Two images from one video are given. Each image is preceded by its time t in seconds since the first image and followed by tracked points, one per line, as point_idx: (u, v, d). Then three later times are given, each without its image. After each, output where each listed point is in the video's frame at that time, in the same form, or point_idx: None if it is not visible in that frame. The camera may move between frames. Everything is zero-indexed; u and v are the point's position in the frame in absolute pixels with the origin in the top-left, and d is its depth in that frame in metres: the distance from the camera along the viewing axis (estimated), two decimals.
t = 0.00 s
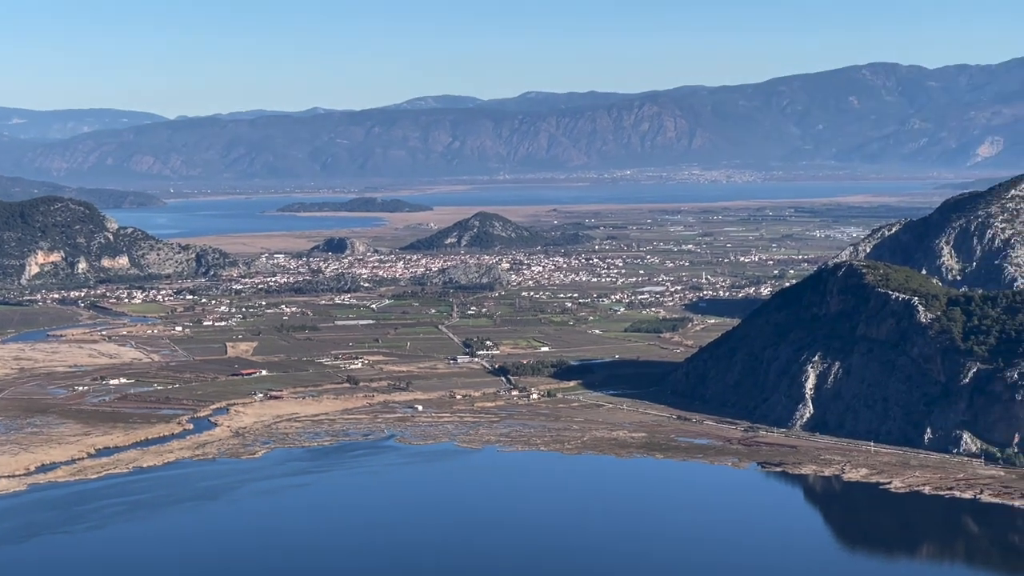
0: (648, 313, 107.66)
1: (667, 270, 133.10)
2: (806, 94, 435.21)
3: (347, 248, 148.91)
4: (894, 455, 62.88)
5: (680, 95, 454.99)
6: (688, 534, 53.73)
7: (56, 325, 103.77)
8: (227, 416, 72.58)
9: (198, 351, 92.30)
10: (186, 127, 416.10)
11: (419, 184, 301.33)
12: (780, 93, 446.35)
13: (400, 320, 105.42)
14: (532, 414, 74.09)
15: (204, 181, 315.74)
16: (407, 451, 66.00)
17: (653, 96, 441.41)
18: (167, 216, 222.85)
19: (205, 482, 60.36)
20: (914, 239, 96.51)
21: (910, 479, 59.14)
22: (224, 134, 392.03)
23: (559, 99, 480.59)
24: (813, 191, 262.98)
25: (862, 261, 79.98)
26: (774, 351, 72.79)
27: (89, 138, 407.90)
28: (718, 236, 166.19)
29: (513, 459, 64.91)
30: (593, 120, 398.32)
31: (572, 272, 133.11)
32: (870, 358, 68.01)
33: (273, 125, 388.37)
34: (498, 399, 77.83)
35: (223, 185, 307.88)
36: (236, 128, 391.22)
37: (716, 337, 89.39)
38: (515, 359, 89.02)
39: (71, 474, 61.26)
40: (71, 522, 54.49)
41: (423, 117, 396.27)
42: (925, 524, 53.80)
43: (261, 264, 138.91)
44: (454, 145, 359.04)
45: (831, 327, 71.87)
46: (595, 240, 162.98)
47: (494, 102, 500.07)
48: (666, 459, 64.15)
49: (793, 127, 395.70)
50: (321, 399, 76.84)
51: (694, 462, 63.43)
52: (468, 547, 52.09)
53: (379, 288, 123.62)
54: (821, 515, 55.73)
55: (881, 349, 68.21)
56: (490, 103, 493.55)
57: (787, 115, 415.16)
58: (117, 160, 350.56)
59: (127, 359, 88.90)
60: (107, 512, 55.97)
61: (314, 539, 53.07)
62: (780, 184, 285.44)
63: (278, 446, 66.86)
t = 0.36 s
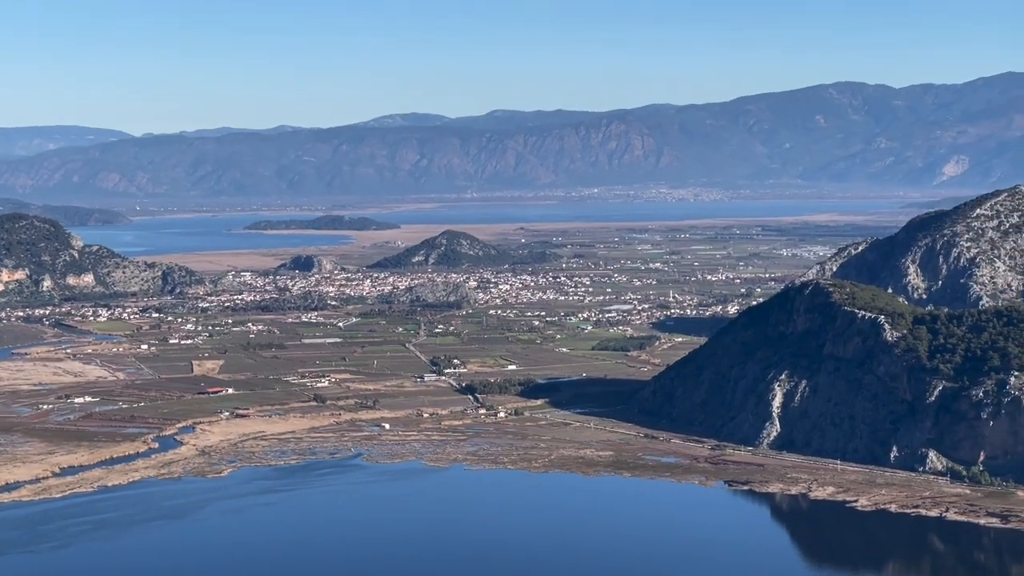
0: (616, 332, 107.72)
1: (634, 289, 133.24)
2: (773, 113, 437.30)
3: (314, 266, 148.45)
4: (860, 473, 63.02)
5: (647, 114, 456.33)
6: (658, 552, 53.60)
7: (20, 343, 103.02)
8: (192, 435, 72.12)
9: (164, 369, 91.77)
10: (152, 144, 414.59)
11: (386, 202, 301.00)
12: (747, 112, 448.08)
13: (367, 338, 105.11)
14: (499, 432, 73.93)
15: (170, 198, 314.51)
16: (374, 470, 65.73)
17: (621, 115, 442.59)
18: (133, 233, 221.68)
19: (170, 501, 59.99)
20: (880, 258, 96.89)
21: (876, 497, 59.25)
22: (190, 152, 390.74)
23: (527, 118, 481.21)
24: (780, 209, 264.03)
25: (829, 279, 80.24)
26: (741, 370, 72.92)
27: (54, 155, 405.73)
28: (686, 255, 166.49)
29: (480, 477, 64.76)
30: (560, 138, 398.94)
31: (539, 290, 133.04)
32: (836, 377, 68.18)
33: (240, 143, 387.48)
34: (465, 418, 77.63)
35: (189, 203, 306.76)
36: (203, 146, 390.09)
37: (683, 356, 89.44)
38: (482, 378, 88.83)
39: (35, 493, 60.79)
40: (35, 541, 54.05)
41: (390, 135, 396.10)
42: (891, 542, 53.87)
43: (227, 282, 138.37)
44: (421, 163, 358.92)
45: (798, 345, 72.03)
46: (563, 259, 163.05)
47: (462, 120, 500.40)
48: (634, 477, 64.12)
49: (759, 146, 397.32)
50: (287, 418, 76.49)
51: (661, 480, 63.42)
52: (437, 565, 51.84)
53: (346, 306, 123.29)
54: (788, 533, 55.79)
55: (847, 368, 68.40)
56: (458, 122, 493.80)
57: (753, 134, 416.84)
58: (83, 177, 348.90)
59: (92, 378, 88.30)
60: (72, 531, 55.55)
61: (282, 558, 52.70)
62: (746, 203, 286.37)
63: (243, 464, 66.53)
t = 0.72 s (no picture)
0: (582, 345, 107.85)
1: (600, 302, 133.44)
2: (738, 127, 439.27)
3: (280, 279, 148.04)
4: (825, 486, 63.25)
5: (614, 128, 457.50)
6: (623, 567, 53.39)
7: None
8: (157, 448, 71.81)
9: (128, 382, 91.30)
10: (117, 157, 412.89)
11: (353, 215, 300.68)
12: (712, 126, 449.88)
13: (333, 351, 104.92)
14: (465, 446, 73.85)
15: (134, 211, 313.37)
16: (340, 483, 65.56)
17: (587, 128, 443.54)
18: (97, 246, 220.48)
19: (135, 515, 59.67)
20: (845, 271, 97.41)
21: (840, 510, 59.45)
22: (155, 164, 389.20)
23: (493, 131, 481.60)
24: (745, 222, 265.02)
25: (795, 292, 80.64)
26: (706, 383, 73.14)
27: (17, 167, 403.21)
28: (651, 268, 166.89)
29: (446, 490, 64.68)
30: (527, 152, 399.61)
31: (506, 303, 133.12)
32: (801, 390, 68.46)
33: (205, 155, 386.35)
34: (432, 431, 77.51)
35: (154, 215, 305.45)
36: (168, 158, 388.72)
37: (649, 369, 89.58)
38: (449, 391, 88.75)
39: None
40: None
41: (357, 148, 395.79)
42: (855, 555, 54.04)
43: (192, 295, 137.85)
44: (387, 176, 358.72)
45: (763, 358, 72.28)
46: (529, 272, 163.14)
47: (428, 133, 500.45)
48: (599, 490, 64.16)
49: (725, 160, 398.76)
50: (252, 431, 76.20)
51: (627, 493, 63.48)
52: None
53: (312, 319, 123.02)
54: (753, 546, 55.92)
55: (812, 381, 68.67)
56: (425, 134, 493.79)
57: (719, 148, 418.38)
58: (46, 190, 347.00)
59: (55, 391, 87.77)
60: (35, 545, 55.18)
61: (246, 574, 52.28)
62: (711, 217, 287.36)
63: (209, 478, 66.25)
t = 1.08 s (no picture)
0: (551, 351, 107.98)
1: (570, 308, 133.62)
2: (707, 134, 440.79)
3: (248, 285, 147.68)
4: (794, 491, 63.42)
5: (583, 134, 458.05)
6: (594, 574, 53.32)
7: None
8: (124, 455, 71.42)
9: (96, 389, 90.87)
10: (84, 163, 411.04)
11: (322, 221, 300.16)
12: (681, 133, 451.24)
13: (302, 357, 104.62)
14: (434, 452, 73.75)
15: (101, 217, 311.69)
16: (309, 490, 65.33)
17: (556, 134, 444.14)
18: (63, 252, 219.29)
19: (102, 522, 59.35)
20: (813, 278, 97.74)
21: (809, 516, 59.59)
22: (122, 170, 387.66)
23: (462, 138, 481.87)
24: (715, 229, 265.71)
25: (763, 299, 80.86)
26: (675, 390, 73.32)
27: None
28: (621, 274, 167.32)
29: (415, 497, 64.57)
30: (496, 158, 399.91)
31: (475, 309, 132.99)
32: (770, 396, 68.65)
33: (173, 161, 385.09)
34: (400, 437, 77.38)
35: (121, 221, 304.15)
36: (135, 164, 387.27)
37: (619, 374, 89.71)
38: (417, 397, 88.65)
39: None
40: None
41: (326, 154, 395.17)
42: (824, 561, 54.18)
43: (160, 301, 137.33)
44: (356, 182, 358.29)
45: (732, 364, 72.48)
46: (498, 278, 163.23)
47: (397, 139, 499.87)
48: (568, 496, 64.17)
49: (694, 166, 399.69)
50: (220, 437, 75.90)
51: (596, 499, 63.50)
52: None
53: (280, 326, 122.72)
54: (721, 552, 56.02)
55: (781, 387, 68.88)
56: (394, 140, 493.63)
57: (688, 154, 419.44)
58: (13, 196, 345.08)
59: (22, 398, 87.25)
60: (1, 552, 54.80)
61: None
62: (680, 223, 288.14)
63: (176, 485, 65.94)
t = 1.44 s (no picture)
0: (521, 351, 108.00)
1: (540, 308, 133.65)
2: (676, 134, 441.69)
3: (217, 285, 147.17)
4: (763, 490, 63.61)
5: (553, 134, 457.98)
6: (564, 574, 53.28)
7: None
8: (92, 456, 71.06)
9: (64, 389, 90.40)
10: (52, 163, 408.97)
11: (291, 220, 299.38)
12: (651, 133, 451.94)
13: (271, 357, 104.27)
14: (404, 452, 73.65)
15: (69, 215, 310.09)
16: (278, 490, 65.17)
17: (526, 134, 444.28)
18: (30, 252, 217.95)
19: (69, 522, 59.06)
20: (782, 278, 98.09)
21: (778, 515, 59.76)
22: (90, 170, 385.78)
23: (432, 138, 481.43)
24: (684, 229, 266.05)
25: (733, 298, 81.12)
26: (645, 389, 73.46)
27: None
28: (590, 274, 167.47)
29: (385, 496, 64.50)
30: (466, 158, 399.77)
31: (445, 309, 132.82)
32: (739, 395, 68.85)
33: (141, 161, 383.51)
34: (370, 437, 77.25)
35: (89, 220, 302.63)
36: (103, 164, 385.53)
37: (588, 374, 89.79)
38: (387, 397, 88.52)
39: None
40: None
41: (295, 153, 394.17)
42: (792, 559, 54.32)
43: (128, 301, 136.70)
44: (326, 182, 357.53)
45: (702, 363, 72.68)
46: (467, 278, 163.10)
47: (367, 138, 498.78)
48: (538, 496, 64.20)
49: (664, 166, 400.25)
50: (189, 438, 75.60)
51: (566, 498, 63.55)
52: None
53: (249, 325, 122.32)
54: (690, 551, 56.16)
55: (750, 386, 69.08)
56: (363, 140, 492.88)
57: (658, 154, 419.99)
58: None
59: None
60: None
61: None
62: (650, 223, 288.54)
63: (145, 485, 65.64)
